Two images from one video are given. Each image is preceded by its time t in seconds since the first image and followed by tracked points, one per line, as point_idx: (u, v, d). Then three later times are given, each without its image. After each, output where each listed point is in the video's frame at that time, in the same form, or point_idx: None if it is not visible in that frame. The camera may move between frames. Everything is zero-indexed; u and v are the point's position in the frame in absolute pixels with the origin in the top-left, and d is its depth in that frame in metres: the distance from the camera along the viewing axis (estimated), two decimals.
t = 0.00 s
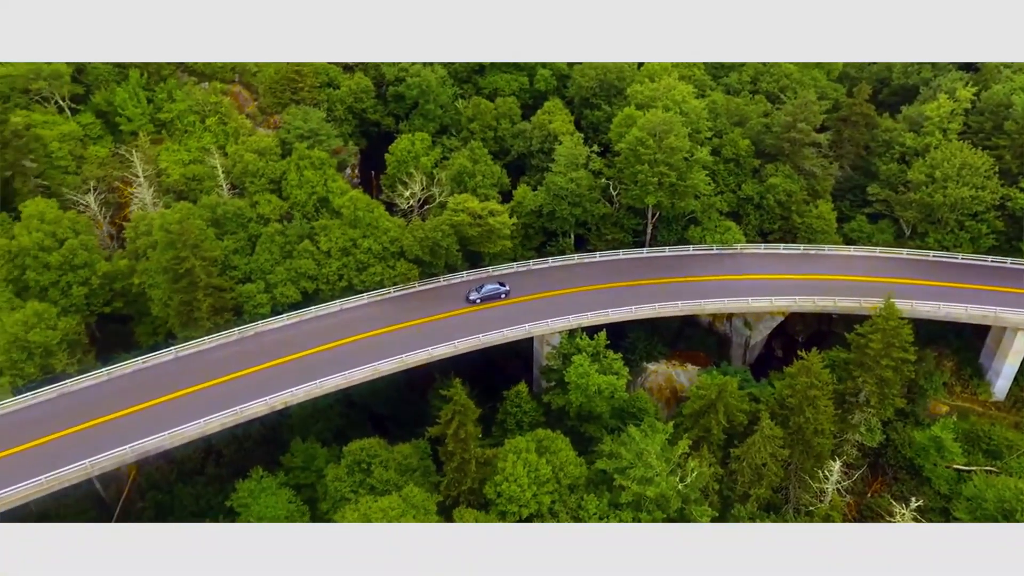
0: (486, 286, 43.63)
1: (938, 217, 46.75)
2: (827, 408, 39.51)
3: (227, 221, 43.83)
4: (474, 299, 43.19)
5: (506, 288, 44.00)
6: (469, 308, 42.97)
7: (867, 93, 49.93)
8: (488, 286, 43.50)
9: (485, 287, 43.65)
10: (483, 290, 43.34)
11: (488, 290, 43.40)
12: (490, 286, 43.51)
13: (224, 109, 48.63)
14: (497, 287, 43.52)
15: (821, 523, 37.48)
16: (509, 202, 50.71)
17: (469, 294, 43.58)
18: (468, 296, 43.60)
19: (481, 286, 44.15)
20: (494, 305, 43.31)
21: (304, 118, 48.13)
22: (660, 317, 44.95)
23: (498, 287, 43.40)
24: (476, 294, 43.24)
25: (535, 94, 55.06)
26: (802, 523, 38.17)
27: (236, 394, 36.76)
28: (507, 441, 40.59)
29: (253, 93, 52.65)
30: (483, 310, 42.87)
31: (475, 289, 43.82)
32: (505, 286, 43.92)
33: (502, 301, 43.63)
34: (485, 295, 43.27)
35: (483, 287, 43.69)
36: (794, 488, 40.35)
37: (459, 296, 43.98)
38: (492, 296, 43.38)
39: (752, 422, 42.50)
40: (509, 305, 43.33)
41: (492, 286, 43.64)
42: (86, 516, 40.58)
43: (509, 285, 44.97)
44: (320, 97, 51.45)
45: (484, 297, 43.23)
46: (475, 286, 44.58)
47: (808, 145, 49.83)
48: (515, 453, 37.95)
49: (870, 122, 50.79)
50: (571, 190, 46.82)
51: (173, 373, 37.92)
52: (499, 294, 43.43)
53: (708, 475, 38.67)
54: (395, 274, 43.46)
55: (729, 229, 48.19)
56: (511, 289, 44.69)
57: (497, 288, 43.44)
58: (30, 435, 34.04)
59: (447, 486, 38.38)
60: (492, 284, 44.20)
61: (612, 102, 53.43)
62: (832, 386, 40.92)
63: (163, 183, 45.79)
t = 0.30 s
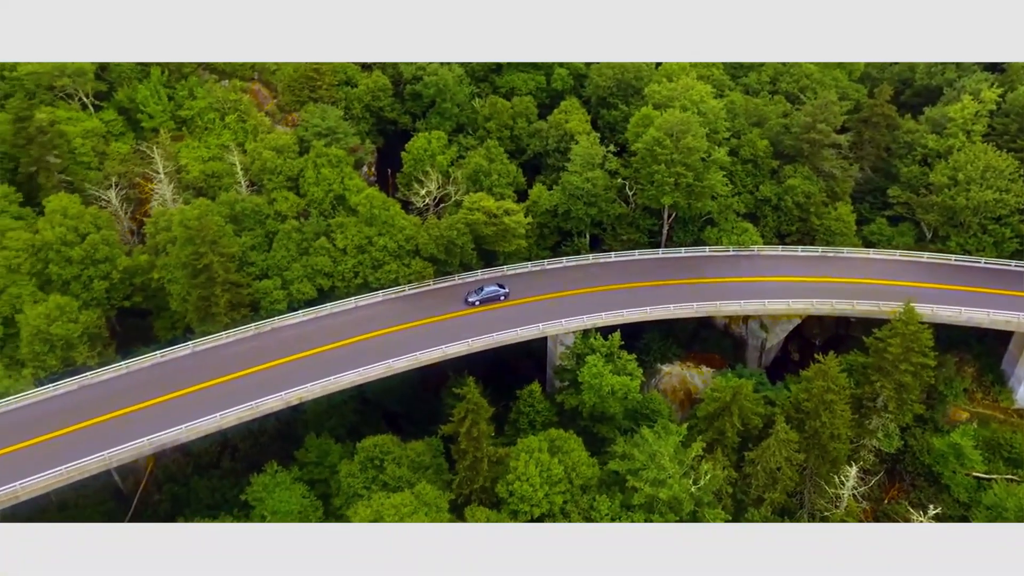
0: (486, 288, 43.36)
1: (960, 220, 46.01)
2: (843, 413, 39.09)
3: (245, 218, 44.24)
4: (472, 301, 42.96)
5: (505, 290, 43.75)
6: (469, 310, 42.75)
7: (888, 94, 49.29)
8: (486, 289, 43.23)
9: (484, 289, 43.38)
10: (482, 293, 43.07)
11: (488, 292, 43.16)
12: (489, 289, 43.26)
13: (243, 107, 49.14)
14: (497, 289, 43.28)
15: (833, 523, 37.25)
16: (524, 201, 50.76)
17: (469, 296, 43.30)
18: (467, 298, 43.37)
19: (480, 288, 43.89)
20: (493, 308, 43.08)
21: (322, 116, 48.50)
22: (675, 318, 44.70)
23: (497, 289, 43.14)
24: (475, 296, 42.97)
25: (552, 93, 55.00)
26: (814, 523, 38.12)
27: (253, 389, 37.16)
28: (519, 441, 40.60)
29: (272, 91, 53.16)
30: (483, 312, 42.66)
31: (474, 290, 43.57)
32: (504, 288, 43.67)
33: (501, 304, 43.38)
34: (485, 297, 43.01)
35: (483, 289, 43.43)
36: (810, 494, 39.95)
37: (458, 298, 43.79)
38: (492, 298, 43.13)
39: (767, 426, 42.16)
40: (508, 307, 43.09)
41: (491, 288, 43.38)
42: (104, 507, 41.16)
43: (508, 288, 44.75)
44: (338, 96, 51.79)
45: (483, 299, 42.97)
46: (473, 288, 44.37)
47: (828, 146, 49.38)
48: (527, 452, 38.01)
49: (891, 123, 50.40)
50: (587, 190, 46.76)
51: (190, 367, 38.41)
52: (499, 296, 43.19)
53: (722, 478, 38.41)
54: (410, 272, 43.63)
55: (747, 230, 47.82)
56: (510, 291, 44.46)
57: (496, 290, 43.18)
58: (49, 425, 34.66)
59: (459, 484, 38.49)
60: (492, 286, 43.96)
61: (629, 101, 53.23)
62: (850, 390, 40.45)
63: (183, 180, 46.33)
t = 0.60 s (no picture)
0: (486, 291, 42.98)
1: (994, 226, 44.87)
2: (869, 421, 38.40)
3: (271, 214, 44.76)
4: (471, 304, 42.64)
5: (506, 293, 43.38)
6: (469, 313, 42.47)
7: (921, 96, 48.26)
8: (486, 292, 42.87)
9: (484, 292, 43.01)
10: (482, 296, 42.71)
11: (487, 295, 42.79)
12: (489, 292, 42.90)
13: (271, 104, 49.82)
14: (497, 292, 42.87)
15: (853, 524, 36.57)
16: (547, 201, 50.70)
17: (469, 299, 42.97)
18: (466, 301, 43.05)
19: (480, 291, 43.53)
20: (492, 311, 42.73)
21: (348, 114, 49.00)
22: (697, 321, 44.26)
23: (497, 292, 42.75)
24: (475, 299, 42.67)
25: (577, 92, 54.85)
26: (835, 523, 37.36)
27: (274, 383, 37.64)
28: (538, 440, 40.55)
29: (299, 89, 53.82)
30: (482, 315, 42.30)
31: (474, 293, 43.22)
32: (504, 292, 43.28)
33: (500, 307, 43.00)
34: (485, 300, 42.67)
35: (482, 292, 43.05)
36: (832, 502, 39.08)
37: (458, 302, 43.49)
38: (491, 301, 42.78)
39: (790, 432, 41.58)
40: (509, 311, 42.74)
41: (491, 291, 43.00)
42: (129, 495, 41.98)
43: (509, 291, 44.42)
44: (363, 94, 52.23)
45: (483, 302, 42.61)
46: (472, 292, 44.06)
47: (857, 149, 48.68)
48: (546, 451, 38.00)
49: (923, 126, 49.41)
50: (610, 190, 46.59)
51: (215, 360, 39.04)
52: (499, 299, 42.80)
53: (742, 484, 37.97)
54: (432, 270, 43.84)
55: (772, 233, 47.15)
56: (510, 295, 44.08)
57: (497, 293, 42.80)
58: (79, 414, 35.47)
59: (477, 482, 38.60)
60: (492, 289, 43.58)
61: (655, 101, 52.86)
62: (876, 398, 39.72)
63: (211, 175, 47.06)
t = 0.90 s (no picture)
0: (487, 293, 42.64)
1: None
2: (890, 428, 37.74)
3: (291, 211, 45.10)
4: (474, 307, 42.30)
5: (507, 295, 43.03)
6: (469, 316, 42.16)
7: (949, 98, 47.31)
8: (488, 294, 42.55)
9: (485, 294, 42.67)
10: (484, 298, 42.37)
11: (488, 298, 42.42)
12: (491, 294, 42.54)
13: (293, 103, 50.34)
14: (498, 294, 42.54)
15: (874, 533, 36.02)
16: (566, 201, 50.60)
17: (469, 302, 42.66)
18: (468, 303, 42.76)
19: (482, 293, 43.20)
20: (493, 314, 42.43)
21: (369, 113, 49.35)
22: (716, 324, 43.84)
23: (498, 294, 42.42)
24: (475, 301, 42.32)
25: (597, 92, 54.70)
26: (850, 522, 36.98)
27: (293, 379, 38.01)
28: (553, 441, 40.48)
29: (321, 88, 54.29)
30: (481, 319, 42.00)
31: (475, 295, 42.89)
32: (506, 294, 42.89)
33: (501, 309, 42.70)
34: (487, 302, 42.31)
35: (482, 294, 42.69)
36: (852, 510, 38.65)
37: (459, 304, 43.20)
38: (492, 304, 42.45)
39: (809, 438, 41.05)
40: (512, 312, 42.46)
41: (493, 293, 42.68)
42: (150, 486, 42.63)
43: (511, 293, 44.08)
44: (384, 93, 52.54)
45: (484, 304, 42.27)
46: (472, 296, 43.75)
47: (883, 151, 48.03)
48: (561, 452, 37.96)
49: (951, 129, 48.55)
50: (629, 191, 46.41)
51: (235, 355, 39.52)
52: (499, 302, 42.49)
53: (760, 489, 37.52)
54: (449, 269, 43.97)
55: (794, 236, 46.58)
56: (512, 297, 43.67)
57: (498, 295, 42.48)
58: (103, 405, 36.11)
59: (492, 481, 38.62)
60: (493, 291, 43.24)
61: (676, 102, 52.51)
62: (899, 405, 39.08)
63: (234, 172, 47.60)
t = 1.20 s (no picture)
0: (490, 296, 42.53)
1: None
2: (923, 439, 36.80)
3: (321, 207, 45.59)
4: (476, 309, 42.21)
5: (512, 298, 42.90)
6: (474, 318, 42.05)
7: (992, 102, 45.91)
8: (493, 296, 42.47)
9: (488, 297, 42.57)
10: (487, 300, 42.26)
11: (492, 300, 42.33)
12: (496, 296, 42.46)
13: (325, 100, 51.02)
14: (503, 297, 42.43)
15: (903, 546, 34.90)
16: (594, 202, 50.44)
17: (474, 304, 42.58)
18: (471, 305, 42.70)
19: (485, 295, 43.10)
20: (497, 316, 42.25)
21: (399, 111, 49.79)
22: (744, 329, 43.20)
23: (502, 297, 42.29)
24: (480, 303, 42.23)
25: (628, 93, 54.39)
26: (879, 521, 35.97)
27: (319, 373, 38.49)
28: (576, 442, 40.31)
29: (353, 86, 54.93)
30: (486, 320, 41.87)
31: (480, 298, 42.79)
32: (511, 296, 42.76)
33: (505, 312, 42.52)
34: (491, 304, 42.22)
35: (487, 296, 42.61)
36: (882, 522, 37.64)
37: (462, 306, 43.11)
38: (496, 306, 42.32)
39: (839, 447, 40.20)
40: (536, 312, 42.40)
41: (498, 295, 42.57)
42: (180, 474, 43.56)
43: (515, 296, 43.87)
44: (415, 91, 52.94)
45: (489, 307, 42.16)
46: (478, 297, 43.69)
47: (920, 155, 46.89)
48: (583, 453, 37.79)
49: (994, 132, 46.89)
50: (658, 192, 46.03)
51: (265, 348, 40.21)
52: (504, 304, 42.36)
53: (786, 497, 36.87)
54: (476, 267, 44.13)
55: (826, 241, 45.82)
56: (516, 300, 43.50)
57: (502, 298, 42.35)
58: (137, 393, 37.05)
59: (514, 481, 38.66)
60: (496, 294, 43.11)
61: (708, 103, 51.94)
62: (933, 416, 38.07)
63: (266, 168, 48.37)
